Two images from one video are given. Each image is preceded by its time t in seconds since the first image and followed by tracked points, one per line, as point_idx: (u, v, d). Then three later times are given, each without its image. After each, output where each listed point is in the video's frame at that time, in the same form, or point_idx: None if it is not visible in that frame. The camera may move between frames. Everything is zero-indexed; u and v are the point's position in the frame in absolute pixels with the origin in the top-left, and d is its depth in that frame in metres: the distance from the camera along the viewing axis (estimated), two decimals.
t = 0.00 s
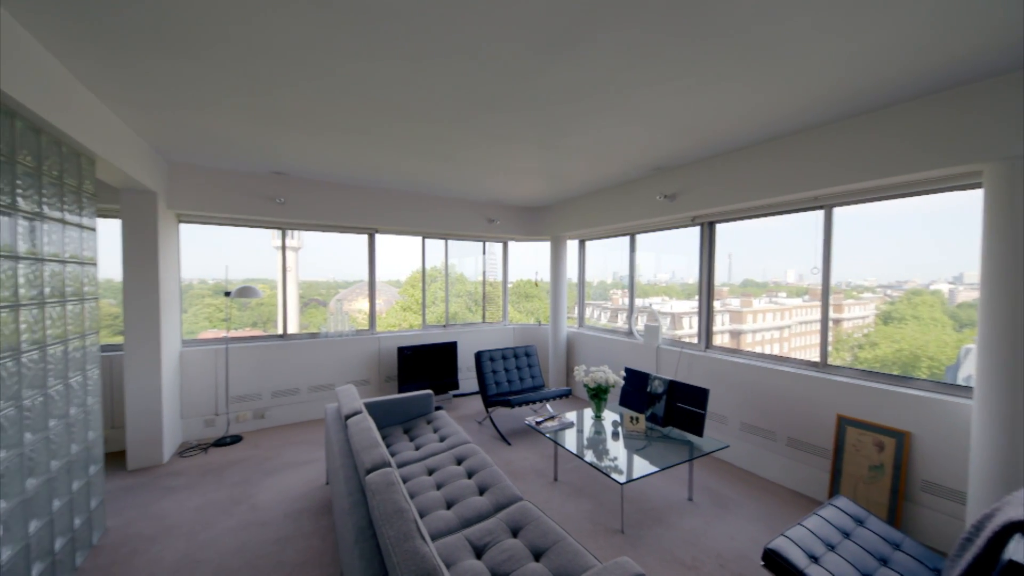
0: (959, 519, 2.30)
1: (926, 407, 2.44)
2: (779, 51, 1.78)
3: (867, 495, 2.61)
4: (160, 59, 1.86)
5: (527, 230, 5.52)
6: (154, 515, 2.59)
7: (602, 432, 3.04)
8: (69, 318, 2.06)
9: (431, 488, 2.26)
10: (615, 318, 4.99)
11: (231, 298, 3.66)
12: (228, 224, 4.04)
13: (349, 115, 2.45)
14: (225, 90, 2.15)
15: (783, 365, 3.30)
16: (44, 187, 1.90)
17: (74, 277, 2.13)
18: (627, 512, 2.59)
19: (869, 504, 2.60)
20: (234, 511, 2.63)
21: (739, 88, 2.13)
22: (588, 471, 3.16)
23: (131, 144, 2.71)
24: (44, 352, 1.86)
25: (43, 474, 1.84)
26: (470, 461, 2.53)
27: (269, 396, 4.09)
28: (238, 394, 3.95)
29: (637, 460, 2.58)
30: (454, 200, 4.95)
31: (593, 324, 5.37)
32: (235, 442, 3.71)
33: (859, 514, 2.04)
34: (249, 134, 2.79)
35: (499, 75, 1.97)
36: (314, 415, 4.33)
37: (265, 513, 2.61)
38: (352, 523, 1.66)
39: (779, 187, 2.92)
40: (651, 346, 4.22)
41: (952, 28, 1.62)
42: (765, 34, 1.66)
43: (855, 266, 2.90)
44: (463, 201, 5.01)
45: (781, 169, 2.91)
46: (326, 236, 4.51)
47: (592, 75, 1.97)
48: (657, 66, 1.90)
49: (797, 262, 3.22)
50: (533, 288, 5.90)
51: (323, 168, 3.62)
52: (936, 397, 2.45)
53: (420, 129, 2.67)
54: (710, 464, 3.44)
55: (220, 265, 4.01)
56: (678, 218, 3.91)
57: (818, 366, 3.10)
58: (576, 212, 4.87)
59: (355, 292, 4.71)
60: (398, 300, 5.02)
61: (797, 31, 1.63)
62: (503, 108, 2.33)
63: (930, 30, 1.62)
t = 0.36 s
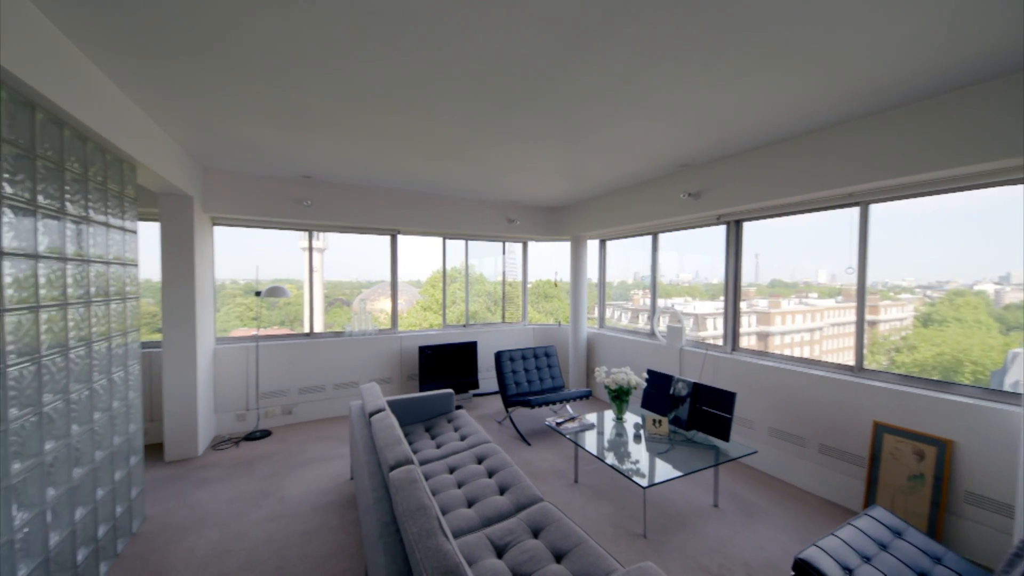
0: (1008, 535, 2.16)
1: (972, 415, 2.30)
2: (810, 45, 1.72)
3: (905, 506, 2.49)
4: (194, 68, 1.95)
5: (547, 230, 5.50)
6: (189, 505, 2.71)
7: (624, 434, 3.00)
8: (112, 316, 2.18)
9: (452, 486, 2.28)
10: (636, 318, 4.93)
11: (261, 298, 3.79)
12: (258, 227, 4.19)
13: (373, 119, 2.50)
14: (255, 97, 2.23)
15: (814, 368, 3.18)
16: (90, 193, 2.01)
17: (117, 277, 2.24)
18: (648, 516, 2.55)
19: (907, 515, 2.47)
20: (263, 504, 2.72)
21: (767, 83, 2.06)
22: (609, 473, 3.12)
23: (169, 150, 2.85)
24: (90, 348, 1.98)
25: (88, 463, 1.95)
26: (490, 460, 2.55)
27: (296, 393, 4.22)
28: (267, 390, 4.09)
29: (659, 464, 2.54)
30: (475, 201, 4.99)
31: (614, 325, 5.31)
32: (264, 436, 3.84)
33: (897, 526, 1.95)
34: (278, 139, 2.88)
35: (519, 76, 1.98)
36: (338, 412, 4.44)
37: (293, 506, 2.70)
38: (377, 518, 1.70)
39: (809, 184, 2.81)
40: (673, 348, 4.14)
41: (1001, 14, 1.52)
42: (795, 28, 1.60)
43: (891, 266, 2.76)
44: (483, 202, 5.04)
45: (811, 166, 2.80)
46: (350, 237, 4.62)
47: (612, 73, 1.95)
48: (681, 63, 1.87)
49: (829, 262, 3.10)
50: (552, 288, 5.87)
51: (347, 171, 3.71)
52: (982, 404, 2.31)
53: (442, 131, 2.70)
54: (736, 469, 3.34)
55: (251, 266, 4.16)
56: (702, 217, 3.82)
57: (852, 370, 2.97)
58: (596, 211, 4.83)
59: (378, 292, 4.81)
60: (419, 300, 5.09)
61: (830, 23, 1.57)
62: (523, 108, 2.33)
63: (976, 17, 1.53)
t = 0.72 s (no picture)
0: None
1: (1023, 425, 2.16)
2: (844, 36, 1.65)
3: (946, 518, 2.35)
4: (227, 77, 2.03)
5: (567, 230, 5.47)
6: (222, 496, 2.82)
7: (646, 437, 2.95)
8: (152, 315, 2.30)
9: (473, 485, 2.30)
10: (657, 319, 4.84)
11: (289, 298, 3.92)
12: (286, 229, 4.32)
13: (396, 122, 2.55)
14: (284, 103, 2.31)
15: (848, 372, 3.05)
16: (132, 198, 2.12)
17: (157, 278, 2.36)
18: (671, 522, 2.50)
19: (948, 528, 2.34)
20: (291, 497, 2.81)
21: (796, 77, 1.99)
22: (631, 476, 3.08)
23: (204, 156, 2.97)
24: (132, 344, 2.09)
25: (130, 455, 2.06)
26: (510, 460, 2.55)
27: (322, 390, 4.34)
28: (295, 387, 4.22)
29: (683, 468, 2.49)
30: (495, 202, 5.01)
31: (635, 326, 5.23)
32: (292, 431, 3.97)
33: (938, 539, 1.85)
34: (305, 144, 2.97)
35: (539, 76, 1.97)
36: (362, 410, 4.54)
37: (319, 500, 2.77)
38: (400, 514, 1.73)
39: (843, 180, 2.70)
40: (698, 349, 4.04)
41: None
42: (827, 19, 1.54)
43: (932, 266, 2.62)
44: (503, 203, 5.05)
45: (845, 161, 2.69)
46: (373, 238, 4.72)
47: (634, 70, 1.92)
48: (706, 59, 1.82)
49: (864, 261, 2.97)
50: (572, 288, 5.84)
51: (371, 174, 3.79)
52: None
53: (463, 133, 2.73)
54: (763, 476, 3.24)
55: (281, 267, 4.30)
56: (728, 215, 3.72)
57: (889, 374, 2.84)
58: (618, 210, 4.77)
59: (400, 292, 4.89)
60: (439, 300, 5.15)
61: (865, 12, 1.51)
62: (543, 108, 2.33)
63: None
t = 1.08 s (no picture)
0: None
1: None
2: (882, 25, 1.58)
3: (991, 531, 2.20)
4: (258, 84, 2.10)
5: (587, 230, 5.43)
6: (252, 488, 2.93)
7: (669, 440, 2.89)
8: (189, 313, 2.41)
9: (494, 484, 2.30)
10: (680, 320, 4.75)
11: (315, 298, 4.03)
12: (312, 230, 4.44)
13: (418, 124, 2.59)
14: (311, 108, 2.38)
15: (885, 377, 2.91)
16: (170, 202, 2.23)
17: (193, 278, 2.48)
18: (696, 528, 2.44)
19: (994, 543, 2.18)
20: (318, 491, 2.89)
21: (830, 69, 1.92)
22: (653, 480, 3.03)
23: (236, 161, 3.09)
24: (170, 342, 2.19)
25: (167, 447, 2.16)
26: (530, 460, 2.55)
27: (346, 387, 4.45)
28: (320, 384, 4.34)
29: (708, 473, 2.43)
30: (515, 203, 5.01)
31: (657, 327, 5.15)
32: (318, 427, 4.08)
33: (984, 554, 1.74)
34: (330, 147, 3.05)
35: (561, 75, 1.97)
36: (384, 407, 4.62)
37: (344, 495, 2.84)
38: (422, 512, 1.75)
39: (879, 176, 2.58)
40: (723, 351, 3.93)
41: None
42: (864, 7, 1.48)
43: (978, 265, 2.47)
44: (523, 203, 5.05)
45: (880, 156, 2.56)
46: (396, 239, 4.80)
47: (658, 67, 1.89)
48: (734, 53, 1.77)
49: (903, 260, 2.83)
50: (592, 288, 5.78)
51: (393, 176, 3.86)
52: None
53: (483, 133, 2.74)
54: (793, 483, 3.13)
55: (308, 267, 4.43)
56: (755, 213, 3.62)
57: (929, 380, 2.70)
58: (640, 210, 4.70)
59: (421, 292, 4.95)
60: (459, 299, 5.19)
61: None
62: (565, 107, 2.32)
63: None
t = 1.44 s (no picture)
0: None
1: None
2: (923, 12, 1.50)
3: None
4: (287, 90, 2.17)
5: (608, 229, 5.37)
6: (280, 482, 3.02)
7: (693, 444, 2.83)
8: (222, 312, 2.52)
9: (514, 484, 2.31)
10: (704, 321, 4.64)
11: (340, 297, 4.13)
12: (337, 231, 4.55)
13: (439, 126, 2.62)
14: (337, 113, 2.44)
15: (924, 382, 2.77)
16: (205, 205, 2.33)
17: (226, 278, 2.58)
18: (722, 535, 2.38)
19: None
20: (342, 486, 2.96)
21: (866, 60, 1.83)
22: (676, 484, 2.97)
23: (266, 165, 3.20)
24: (204, 339, 2.29)
25: (202, 440, 2.26)
26: (551, 461, 2.54)
27: (369, 385, 4.54)
28: (344, 382, 4.44)
29: (734, 479, 2.36)
30: (534, 203, 5.01)
31: (679, 328, 5.05)
32: (342, 423, 4.18)
33: None
34: (355, 150, 3.12)
35: (582, 73, 1.95)
36: (405, 405, 4.70)
37: (367, 490, 2.90)
38: (444, 509, 1.77)
39: (919, 171, 2.45)
40: (750, 354, 3.82)
41: None
42: None
43: None
44: (543, 203, 5.04)
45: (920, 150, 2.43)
46: (417, 240, 4.87)
47: (683, 62, 1.85)
48: (762, 47, 1.72)
49: (943, 259, 2.68)
50: (613, 288, 5.71)
51: (415, 177, 3.92)
52: None
53: (504, 134, 2.75)
54: (824, 491, 3.01)
55: (333, 268, 4.55)
56: (784, 211, 3.50)
57: (974, 386, 2.55)
58: (662, 208, 4.62)
59: (441, 292, 5.01)
60: (478, 299, 5.21)
61: None
62: (586, 106, 2.30)
63: None
